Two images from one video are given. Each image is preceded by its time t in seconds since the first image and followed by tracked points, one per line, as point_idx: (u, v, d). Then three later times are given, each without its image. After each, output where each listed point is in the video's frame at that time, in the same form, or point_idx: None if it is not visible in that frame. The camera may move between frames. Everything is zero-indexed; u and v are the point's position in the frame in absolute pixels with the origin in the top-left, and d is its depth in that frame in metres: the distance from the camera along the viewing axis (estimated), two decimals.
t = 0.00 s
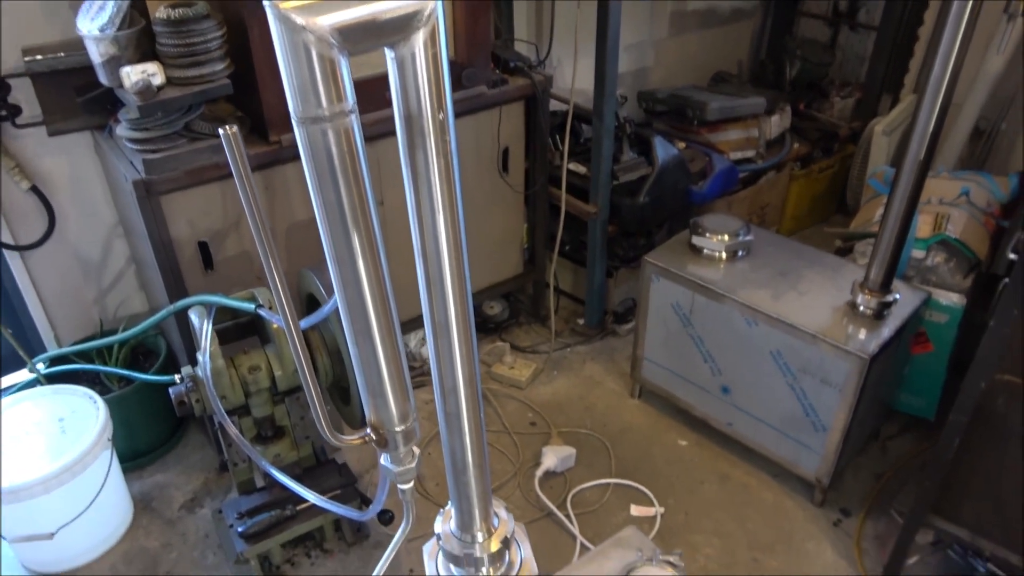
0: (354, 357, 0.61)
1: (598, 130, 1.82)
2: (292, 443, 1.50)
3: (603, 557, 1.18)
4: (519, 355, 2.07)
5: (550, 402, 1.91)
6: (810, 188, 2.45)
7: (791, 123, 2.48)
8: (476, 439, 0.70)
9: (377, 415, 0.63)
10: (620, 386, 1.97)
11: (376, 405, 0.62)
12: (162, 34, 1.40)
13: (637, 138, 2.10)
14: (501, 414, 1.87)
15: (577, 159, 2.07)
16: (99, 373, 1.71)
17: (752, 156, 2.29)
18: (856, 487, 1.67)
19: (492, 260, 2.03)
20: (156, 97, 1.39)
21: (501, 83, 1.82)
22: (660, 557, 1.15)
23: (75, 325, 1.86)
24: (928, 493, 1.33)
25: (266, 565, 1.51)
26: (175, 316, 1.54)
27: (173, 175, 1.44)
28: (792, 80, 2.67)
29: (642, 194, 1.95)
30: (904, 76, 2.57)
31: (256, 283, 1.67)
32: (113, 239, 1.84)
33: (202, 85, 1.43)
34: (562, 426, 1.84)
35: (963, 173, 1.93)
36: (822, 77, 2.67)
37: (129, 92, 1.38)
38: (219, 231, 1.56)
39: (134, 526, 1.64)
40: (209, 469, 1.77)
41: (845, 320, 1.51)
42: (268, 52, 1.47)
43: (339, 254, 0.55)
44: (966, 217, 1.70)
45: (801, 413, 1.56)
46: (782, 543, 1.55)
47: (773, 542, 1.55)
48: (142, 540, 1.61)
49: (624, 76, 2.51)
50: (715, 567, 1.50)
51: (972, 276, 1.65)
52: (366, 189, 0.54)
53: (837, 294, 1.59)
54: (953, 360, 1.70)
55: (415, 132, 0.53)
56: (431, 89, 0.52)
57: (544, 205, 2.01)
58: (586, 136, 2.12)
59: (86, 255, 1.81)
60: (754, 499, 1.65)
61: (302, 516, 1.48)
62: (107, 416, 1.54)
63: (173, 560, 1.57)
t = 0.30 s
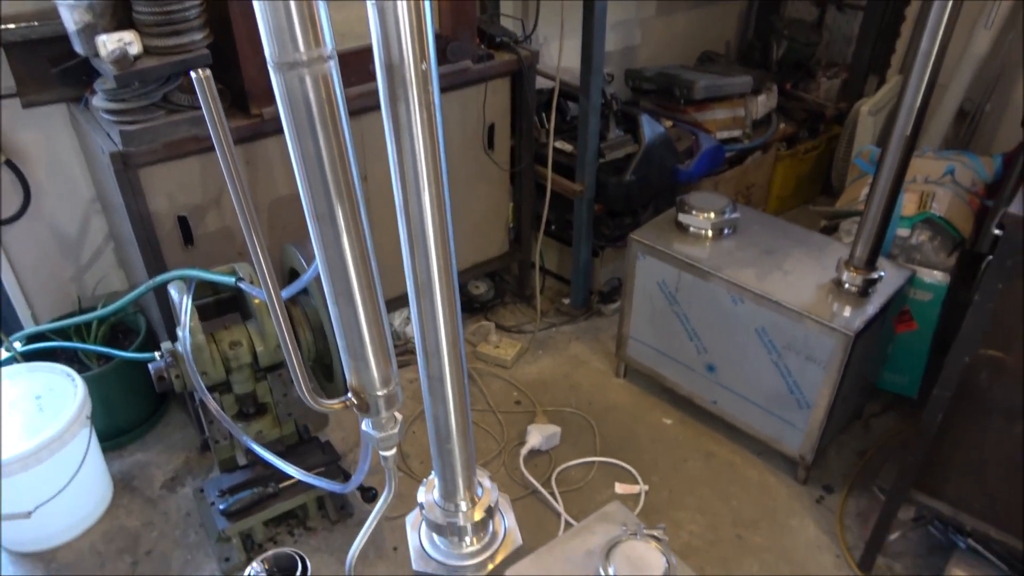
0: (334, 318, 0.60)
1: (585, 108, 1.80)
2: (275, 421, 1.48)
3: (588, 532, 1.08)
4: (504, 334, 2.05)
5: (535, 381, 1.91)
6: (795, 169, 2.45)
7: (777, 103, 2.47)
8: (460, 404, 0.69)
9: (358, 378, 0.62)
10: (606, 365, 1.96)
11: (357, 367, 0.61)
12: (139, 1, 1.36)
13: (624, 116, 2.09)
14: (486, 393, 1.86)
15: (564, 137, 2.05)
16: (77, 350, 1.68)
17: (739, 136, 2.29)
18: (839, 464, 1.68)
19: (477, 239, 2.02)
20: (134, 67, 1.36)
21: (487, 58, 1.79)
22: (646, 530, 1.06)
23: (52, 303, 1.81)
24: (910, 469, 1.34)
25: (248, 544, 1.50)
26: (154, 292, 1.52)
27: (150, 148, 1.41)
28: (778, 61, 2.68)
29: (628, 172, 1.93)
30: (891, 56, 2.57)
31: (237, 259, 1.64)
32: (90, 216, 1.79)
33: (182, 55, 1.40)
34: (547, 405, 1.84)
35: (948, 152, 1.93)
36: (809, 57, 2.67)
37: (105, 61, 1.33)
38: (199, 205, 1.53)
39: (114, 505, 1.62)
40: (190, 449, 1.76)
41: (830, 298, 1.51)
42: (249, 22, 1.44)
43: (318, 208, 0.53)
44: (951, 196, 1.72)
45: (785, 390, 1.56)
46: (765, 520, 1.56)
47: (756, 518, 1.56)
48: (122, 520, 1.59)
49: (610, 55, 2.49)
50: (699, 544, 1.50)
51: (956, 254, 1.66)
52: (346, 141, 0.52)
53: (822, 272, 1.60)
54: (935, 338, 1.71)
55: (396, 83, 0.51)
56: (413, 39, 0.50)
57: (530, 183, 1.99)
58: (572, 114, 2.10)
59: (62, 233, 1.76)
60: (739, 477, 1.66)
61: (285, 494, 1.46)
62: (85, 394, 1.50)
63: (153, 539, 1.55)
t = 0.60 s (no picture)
0: (308, 255, 0.57)
1: (576, 61, 1.76)
2: (260, 375, 1.47)
3: (574, 484, 1.23)
4: (494, 293, 2.04)
5: (525, 339, 1.90)
6: (789, 127, 2.42)
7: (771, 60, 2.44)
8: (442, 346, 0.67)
9: (337, 318, 0.60)
10: (595, 323, 1.96)
11: (335, 307, 0.59)
12: None
13: (616, 71, 2.05)
14: (475, 351, 1.86)
15: (554, 93, 2.02)
16: (60, 307, 1.66)
17: (732, 94, 2.25)
18: (827, 421, 1.68)
19: (466, 196, 1.99)
20: (108, 10, 1.31)
21: (475, 9, 1.75)
22: (631, 482, 1.16)
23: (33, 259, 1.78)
24: (896, 423, 1.35)
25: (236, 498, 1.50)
26: (136, 246, 1.49)
27: (128, 97, 1.37)
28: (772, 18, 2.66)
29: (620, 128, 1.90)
30: (888, 13, 2.53)
31: (221, 214, 1.61)
32: (71, 170, 1.75)
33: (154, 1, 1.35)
34: (536, 362, 1.83)
35: (943, 109, 1.91)
36: (804, 14, 2.62)
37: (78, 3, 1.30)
38: (180, 158, 1.50)
39: (101, 461, 1.61)
40: (177, 406, 1.74)
41: (821, 254, 1.50)
42: None
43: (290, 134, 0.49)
44: (945, 151, 1.69)
45: (775, 347, 1.56)
46: (752, 475, 1.57)
47: (743, 473, 1.57)
48: (110, 476, 1.59)
49: (602, 10, 2.43)
50: (687, 498, 1.52)
51: (949, 211, 1.65)
52: (318, 63, 0.48)
53: (813, 228, 1.58)
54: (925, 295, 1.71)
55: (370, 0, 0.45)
56: None
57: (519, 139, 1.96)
58: (563, 69, 2.05)
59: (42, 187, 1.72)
60: (727, 433, 1.66)
61: (272, 449, 1.46)
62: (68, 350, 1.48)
63: (141, 495, 1.55)
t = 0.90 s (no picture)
0: (291, 212, 0.56)
1: (570, 29, 1.72)
2: (251, 346, 1.47)
3: (568, 453, 1.22)
4: (488, 265, 2.03)
5: (519, 311, 1.89)
6: (785, 98, 2.40)
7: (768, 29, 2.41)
8: (430, 308, 0.66)
9: (321, 278, 0.59)
10: (590, 296, 1.95)
11: (320, 267, 0.58)
12: None
13: (610, 40, 2.02)
14: (469, 323, 1.85)
15: (547, 62, 1.97)
16: (49, 279, 1.64)
17: (729, 63, 2.23)
18: (821, 391, 1.68)
19: (460, 168, 1.97)
20: None
21: None
22: (624, 451, 1.16)
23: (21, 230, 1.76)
24: (890, 393, 1.35)
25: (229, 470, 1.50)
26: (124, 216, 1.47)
27: (112, 63, 1.34)
28: None
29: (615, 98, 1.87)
30: None
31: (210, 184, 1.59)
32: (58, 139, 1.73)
33: None
34: (530, 334, 1.83)
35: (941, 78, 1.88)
36: None
37: None
38: (168, 126, 1.48)
39: (94, 434, 1.60)
40: (170, 379, 1.74)
41: (816, 224, 1.48)
42: None
43: (268, 85, 0.47)
44: (942, 120, 1.68)
45: (769, 317, 1.56)
46: (746, 445, 1.57)
47: (737, 444, 1.57)
48: (102, 448, 1.58)
49: None
50: (681, 469, 1.52)
51: (945, 180, 1.63)
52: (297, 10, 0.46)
53: (809, 198, 1.57)
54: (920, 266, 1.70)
55: None
56: None
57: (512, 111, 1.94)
58: (557, 38, 2.01)
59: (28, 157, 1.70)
60: (722, 405, 1.66)
61: (265, 421, 1.45)
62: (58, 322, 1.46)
63: (135, 467, 1.54)
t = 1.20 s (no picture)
0: (284, 182, 0.55)
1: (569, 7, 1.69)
2: (247, 325, 1.46)
3: (564, 432, 1.22)
4: (484, 246, 2.02)
5: (516, 292, 1.88)
6: (784, 78, 2.39)
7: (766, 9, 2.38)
8: (427, 281, 0.66)
9: (316, 250, 0.58)
10: (586, 277, 1.94)
11: (314, 239, 0.57)
12: None
13: (609, 17, 1.98)
14: (465, 304, 1.84)
15: (545, 40, 1.94)
16: (42, 258, 1.63)
17: (728, 43, 2.21)
18: (817, 372, 1.68)
19: (456, 148, 1.96)
20: None
21: None
22: (621, 429, 1.15)
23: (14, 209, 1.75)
24: (886, 373, 1.35)
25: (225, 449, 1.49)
26: (117, 195, 1.45)
27: (104, 38, 1.33)
28: None
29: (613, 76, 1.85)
30: None
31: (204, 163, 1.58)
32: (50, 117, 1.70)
33: None
34: (526, 315, 1.82)
35: (941, 57, 1.87)
36: None
37: None
38: (161, 103, 1.46)
39: (89, 414, 1.60)
40: (165, 359, 1.73)
41: (815, 203, 1.47)
42: None
43: (260, 49, 0.46)
44: (943, 99, 1.66)
45: (766, 298, 1.55)
46: (742, 426, 1.57)
47: (733, 424, 1.57)
48: (98, 428, 1.58)
49: None
50: (677, 449, 1.52)
51: (944, 160, 1.63)
52: None
53: (807, 177, 1.56)
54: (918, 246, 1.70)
55: None
56: None
57: (509, 89, 1.93)
58: (554, 16, 1.98)
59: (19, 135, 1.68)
60: (718, 385, 1.66)
61: (260, 401, 1.44)
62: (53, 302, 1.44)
63: (130, 447, 1.54)
